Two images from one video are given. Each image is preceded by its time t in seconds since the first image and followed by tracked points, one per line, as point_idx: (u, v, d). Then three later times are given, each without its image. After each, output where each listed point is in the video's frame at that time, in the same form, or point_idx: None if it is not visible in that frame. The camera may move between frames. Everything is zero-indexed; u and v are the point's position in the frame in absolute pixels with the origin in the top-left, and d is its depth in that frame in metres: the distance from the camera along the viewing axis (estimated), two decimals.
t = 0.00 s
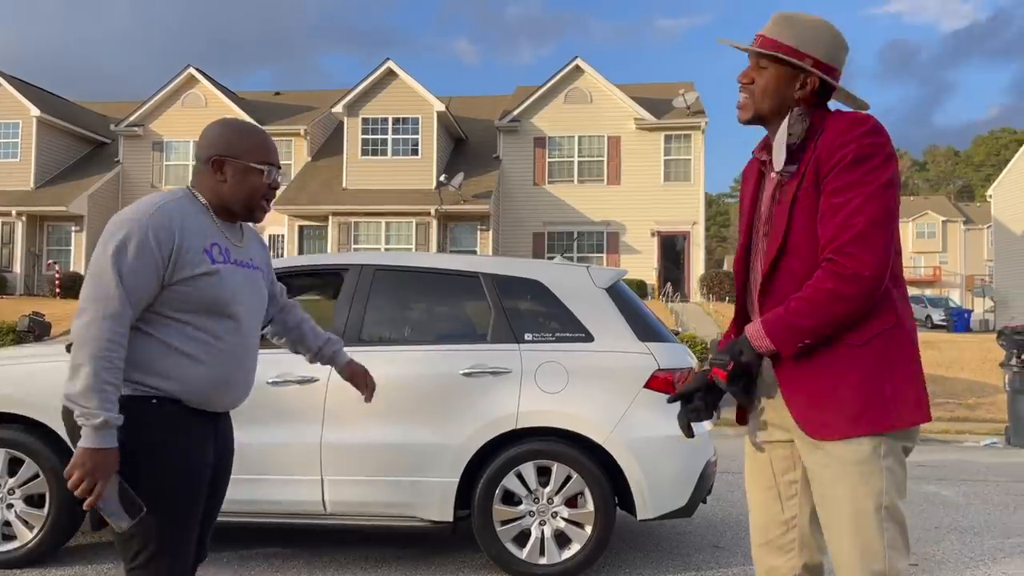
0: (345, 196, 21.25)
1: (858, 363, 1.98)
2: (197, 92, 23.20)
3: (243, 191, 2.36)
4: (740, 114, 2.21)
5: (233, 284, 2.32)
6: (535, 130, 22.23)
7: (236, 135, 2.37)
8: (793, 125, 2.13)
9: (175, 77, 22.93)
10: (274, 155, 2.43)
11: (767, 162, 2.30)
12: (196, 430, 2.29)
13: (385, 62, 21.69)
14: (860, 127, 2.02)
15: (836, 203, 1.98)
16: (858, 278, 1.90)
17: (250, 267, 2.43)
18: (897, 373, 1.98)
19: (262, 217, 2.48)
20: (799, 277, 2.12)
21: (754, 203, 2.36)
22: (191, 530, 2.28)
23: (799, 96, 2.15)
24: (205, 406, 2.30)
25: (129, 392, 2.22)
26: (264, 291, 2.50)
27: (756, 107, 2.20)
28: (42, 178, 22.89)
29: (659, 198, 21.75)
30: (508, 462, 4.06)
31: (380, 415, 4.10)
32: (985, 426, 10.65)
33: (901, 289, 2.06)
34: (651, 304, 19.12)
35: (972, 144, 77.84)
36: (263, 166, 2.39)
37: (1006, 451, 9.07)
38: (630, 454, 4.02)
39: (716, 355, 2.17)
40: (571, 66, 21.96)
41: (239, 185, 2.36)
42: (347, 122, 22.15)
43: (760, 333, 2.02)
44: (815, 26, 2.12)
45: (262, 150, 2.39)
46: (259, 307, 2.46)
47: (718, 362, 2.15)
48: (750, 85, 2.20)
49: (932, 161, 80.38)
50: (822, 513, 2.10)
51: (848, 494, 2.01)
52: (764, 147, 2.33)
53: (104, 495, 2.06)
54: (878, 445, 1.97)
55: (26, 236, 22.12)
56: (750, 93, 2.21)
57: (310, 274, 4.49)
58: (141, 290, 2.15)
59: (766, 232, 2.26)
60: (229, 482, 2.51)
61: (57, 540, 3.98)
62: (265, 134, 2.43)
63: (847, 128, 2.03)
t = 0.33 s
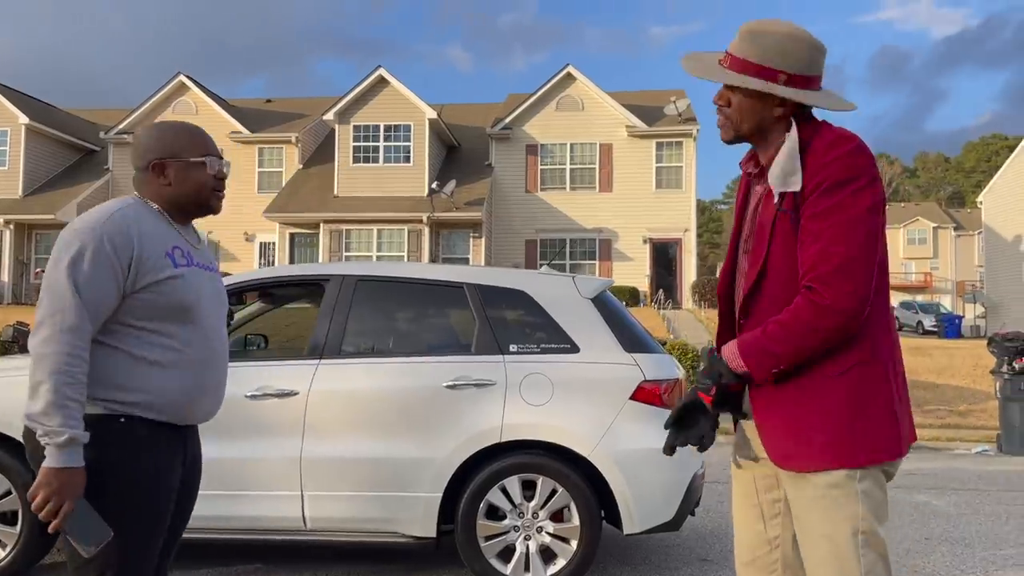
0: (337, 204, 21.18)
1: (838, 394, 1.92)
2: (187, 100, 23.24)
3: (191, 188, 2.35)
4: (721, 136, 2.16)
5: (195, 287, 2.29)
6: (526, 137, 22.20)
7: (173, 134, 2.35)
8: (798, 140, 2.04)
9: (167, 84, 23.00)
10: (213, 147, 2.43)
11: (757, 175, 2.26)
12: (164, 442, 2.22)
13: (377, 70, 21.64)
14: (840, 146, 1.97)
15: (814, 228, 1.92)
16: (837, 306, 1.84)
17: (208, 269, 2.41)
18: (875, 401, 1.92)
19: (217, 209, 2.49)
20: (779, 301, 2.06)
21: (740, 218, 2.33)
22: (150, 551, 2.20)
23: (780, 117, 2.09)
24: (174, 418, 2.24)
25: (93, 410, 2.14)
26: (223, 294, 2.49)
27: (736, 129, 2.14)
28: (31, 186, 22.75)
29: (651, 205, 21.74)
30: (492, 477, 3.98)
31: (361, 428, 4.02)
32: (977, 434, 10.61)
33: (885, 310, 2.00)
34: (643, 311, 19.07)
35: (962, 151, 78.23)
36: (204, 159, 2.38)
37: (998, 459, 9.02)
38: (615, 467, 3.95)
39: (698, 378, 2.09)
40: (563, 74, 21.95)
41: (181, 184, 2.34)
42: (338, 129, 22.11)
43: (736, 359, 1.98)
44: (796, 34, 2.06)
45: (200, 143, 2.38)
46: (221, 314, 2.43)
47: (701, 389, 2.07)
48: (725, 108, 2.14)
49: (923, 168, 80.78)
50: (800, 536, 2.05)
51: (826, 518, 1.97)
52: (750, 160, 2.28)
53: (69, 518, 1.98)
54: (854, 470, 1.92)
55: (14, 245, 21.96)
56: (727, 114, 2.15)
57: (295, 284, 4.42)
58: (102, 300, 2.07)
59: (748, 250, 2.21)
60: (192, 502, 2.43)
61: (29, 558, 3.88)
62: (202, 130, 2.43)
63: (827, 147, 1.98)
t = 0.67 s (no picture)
0: (334, 211, 21.09)
1: (834, 409, 1.87)
2: (183, 107, 23.15)
3: (143, 180, 2.22)
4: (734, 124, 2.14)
5: (155, 292, 2.17)
6: (524, 143, 22.14)
7: (115, 125, 2.21)
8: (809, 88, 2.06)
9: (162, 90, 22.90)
10: (162, 135, 2.30)
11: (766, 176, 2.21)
12: (136, 461, 2.14)
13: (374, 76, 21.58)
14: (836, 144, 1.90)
15: (806, 235, 1.86)
16: (827, 320, 1.78)
17: (170, 268, 2.29)
18: (875, 414, 1.85)
19: (173, 203, 2.35)
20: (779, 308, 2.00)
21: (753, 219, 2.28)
22: None
23: (791, 87, 2.08)
24: (141, 437, 2.14)
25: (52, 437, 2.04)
26: (195, 289, 2.41)
27: (749, 110, 2.12)
28: (25, 194, 22.62)
29: (649, 211, 21.69)
30: (492, 489, 3.89)
31: (358, 440, 3.93)
32: (979, 440, 10.53)
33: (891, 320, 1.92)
34: (642, 317, 18.97)
35: (958, 156, 78.42)
36: (155, 148, 2.25)
37: (1001, 466, 8.94)
38: (618, 479, 3.86)
39: (706, 427, 1.93)
40: (560, 80, 21.90)
41: (132, 176, 2.20)
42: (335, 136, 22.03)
43: (736, 387, 1.89)
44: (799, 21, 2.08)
45: (150, 132, 2.25)
46: (192, 313, 2.33)
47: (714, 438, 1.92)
48: (738, 92, 2.16)
49: (919, 173, 80.99)
50: (819, 555, 1.97)
51: (845, 539, 1.89)
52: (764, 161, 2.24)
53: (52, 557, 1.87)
54: (866, 489, 1.86)
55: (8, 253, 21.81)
56: (740, 102, 2.16)
57: (289, 292, 4.33)
58: (48, 321, 1.94)
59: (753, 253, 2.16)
60: (178, 514, 2.33)
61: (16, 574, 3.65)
62: (147, 119, 2.30)
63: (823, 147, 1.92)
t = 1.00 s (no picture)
0: (335, 217, 21.02)
1: (895, 421, 1.82)
2: (184, 114, 23.12)
3: (136, 196, 2.15)
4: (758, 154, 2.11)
5: (136, 319, 2.08)
6: (525, 149, 22.09)
7: (106, 136, 2.14)
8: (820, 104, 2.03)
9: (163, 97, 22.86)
10: (157, 149, 2.24)
11: (796, 191, 2.17)
12: (118, 495, 2.06)
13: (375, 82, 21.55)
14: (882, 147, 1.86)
15: (857, 242, 1.81)
16: (885, 330, 1.72)
17: (159, 289, 2.21)
18: (936, 424, 1.80)
19: (166, 220, 2.28)
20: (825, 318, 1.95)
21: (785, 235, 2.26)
22: None
23: (806, 103, 2.04)
24: (120, 471, 2.05)
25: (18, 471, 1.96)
26: (189, 311, 2.33)
27: (774, 137, 2.08)
28: (26, 202, 22.55)
29: (651, 216, 21.63)
30: (503, 504, 3.82)
31: (364, 455, 3.85)
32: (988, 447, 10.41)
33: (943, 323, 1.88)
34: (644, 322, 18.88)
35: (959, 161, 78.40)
36: (151, 162, 2.19)
37: (1012, 475, 8.83)
38: (631, 494, 3.78)
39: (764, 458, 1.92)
40: (561, 85, 21.84)
41: (124, 193, 2.14)
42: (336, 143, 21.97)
43: (794, 415, 1.84)
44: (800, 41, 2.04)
45: (147, 147, 2.19)
46: (182, 336, 2.25)
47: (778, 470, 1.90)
48: (757, 126, 2.12)
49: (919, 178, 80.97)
50: None
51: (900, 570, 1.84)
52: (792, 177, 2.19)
53: None
54: (928, 520, 1.82)
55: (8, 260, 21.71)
56: (760, 132, 2.12)
57: (294, 304, 4.27)
58: (14, 353, 1.85)
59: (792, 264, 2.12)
60: (178, 539, 2.25)
61: None
62: (143, 130, 2.23)
63: (868, 151, 1.88)
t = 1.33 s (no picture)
0: (340, 221, 21.01)
1: (938, 434, 1.79)
2: (190, 119, 23.16)
3: (139, 206, 2.13)
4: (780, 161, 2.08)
5: (144, 324, 2.05)
6: (530, 152, 22.06)
7: (111, 143, 2.12)
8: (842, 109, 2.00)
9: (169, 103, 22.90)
10: (162, 157, 2.21)
11: (817, 198, 2.14)
12: (131, 507, 2.03)
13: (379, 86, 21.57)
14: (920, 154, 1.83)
15: (897, 251, 1.78)
16: (930, 340, 1.69)
17: (167, 296, 2.19)
18: (978, 440, 1.78)
19: (172, 229, 2.25)
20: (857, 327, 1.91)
21: (802, 242, 2.24)
22: None
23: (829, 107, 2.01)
24: (133, 482, 2.02)
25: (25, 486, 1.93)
26: (198, 319, 2.31)
27: (794, 142, 2.05)
28: (33, 207, 22.60)
29: (657, 219, 21.59)
30: (510, 514, 3.78)
31: (371, 462, 3.82)
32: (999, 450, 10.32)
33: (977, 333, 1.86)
34: (650, 326, 18.82)
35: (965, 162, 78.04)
36: (156, 170, 2.17)
37: None
38: (642, 503, 3.74)
39: (785, 468, 1.89)
40: (566, 88, 21.81)
41: (129, 201, 2.12)
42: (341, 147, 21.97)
43: (826, 427, 1.81)
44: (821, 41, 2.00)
45: (150, 155, 2.17)
46: (191, 343, 2.23)
47: (799, 483, 1.86)
48: (777, 129, 2.09)
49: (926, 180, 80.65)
50: None
51: None
52: (811, 181, 2.16)
53: None
54: (968, 541, 1.79)
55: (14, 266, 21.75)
56: (780, 135, 2.09)
57: (299, 312, 4.24)
58: (13, 362, 1.82)
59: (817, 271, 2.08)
60: (190, 555, 2.20)
61: None
62: (149, 140, 2.21)
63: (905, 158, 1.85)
